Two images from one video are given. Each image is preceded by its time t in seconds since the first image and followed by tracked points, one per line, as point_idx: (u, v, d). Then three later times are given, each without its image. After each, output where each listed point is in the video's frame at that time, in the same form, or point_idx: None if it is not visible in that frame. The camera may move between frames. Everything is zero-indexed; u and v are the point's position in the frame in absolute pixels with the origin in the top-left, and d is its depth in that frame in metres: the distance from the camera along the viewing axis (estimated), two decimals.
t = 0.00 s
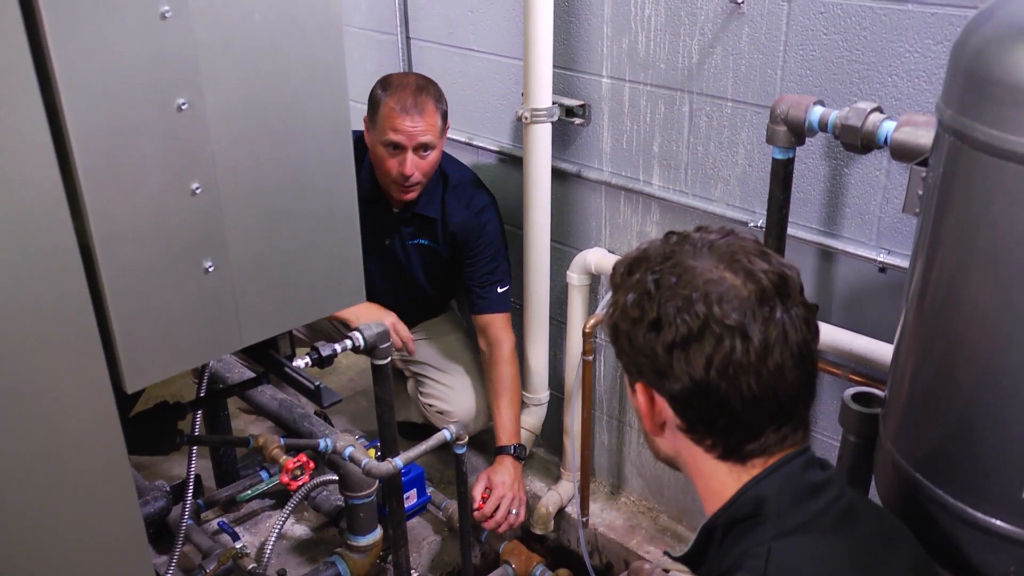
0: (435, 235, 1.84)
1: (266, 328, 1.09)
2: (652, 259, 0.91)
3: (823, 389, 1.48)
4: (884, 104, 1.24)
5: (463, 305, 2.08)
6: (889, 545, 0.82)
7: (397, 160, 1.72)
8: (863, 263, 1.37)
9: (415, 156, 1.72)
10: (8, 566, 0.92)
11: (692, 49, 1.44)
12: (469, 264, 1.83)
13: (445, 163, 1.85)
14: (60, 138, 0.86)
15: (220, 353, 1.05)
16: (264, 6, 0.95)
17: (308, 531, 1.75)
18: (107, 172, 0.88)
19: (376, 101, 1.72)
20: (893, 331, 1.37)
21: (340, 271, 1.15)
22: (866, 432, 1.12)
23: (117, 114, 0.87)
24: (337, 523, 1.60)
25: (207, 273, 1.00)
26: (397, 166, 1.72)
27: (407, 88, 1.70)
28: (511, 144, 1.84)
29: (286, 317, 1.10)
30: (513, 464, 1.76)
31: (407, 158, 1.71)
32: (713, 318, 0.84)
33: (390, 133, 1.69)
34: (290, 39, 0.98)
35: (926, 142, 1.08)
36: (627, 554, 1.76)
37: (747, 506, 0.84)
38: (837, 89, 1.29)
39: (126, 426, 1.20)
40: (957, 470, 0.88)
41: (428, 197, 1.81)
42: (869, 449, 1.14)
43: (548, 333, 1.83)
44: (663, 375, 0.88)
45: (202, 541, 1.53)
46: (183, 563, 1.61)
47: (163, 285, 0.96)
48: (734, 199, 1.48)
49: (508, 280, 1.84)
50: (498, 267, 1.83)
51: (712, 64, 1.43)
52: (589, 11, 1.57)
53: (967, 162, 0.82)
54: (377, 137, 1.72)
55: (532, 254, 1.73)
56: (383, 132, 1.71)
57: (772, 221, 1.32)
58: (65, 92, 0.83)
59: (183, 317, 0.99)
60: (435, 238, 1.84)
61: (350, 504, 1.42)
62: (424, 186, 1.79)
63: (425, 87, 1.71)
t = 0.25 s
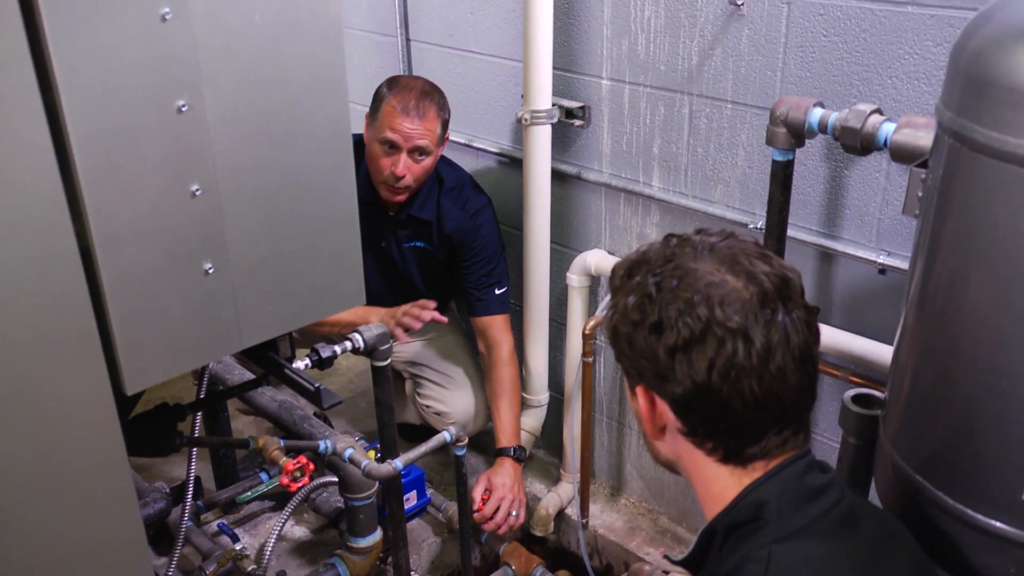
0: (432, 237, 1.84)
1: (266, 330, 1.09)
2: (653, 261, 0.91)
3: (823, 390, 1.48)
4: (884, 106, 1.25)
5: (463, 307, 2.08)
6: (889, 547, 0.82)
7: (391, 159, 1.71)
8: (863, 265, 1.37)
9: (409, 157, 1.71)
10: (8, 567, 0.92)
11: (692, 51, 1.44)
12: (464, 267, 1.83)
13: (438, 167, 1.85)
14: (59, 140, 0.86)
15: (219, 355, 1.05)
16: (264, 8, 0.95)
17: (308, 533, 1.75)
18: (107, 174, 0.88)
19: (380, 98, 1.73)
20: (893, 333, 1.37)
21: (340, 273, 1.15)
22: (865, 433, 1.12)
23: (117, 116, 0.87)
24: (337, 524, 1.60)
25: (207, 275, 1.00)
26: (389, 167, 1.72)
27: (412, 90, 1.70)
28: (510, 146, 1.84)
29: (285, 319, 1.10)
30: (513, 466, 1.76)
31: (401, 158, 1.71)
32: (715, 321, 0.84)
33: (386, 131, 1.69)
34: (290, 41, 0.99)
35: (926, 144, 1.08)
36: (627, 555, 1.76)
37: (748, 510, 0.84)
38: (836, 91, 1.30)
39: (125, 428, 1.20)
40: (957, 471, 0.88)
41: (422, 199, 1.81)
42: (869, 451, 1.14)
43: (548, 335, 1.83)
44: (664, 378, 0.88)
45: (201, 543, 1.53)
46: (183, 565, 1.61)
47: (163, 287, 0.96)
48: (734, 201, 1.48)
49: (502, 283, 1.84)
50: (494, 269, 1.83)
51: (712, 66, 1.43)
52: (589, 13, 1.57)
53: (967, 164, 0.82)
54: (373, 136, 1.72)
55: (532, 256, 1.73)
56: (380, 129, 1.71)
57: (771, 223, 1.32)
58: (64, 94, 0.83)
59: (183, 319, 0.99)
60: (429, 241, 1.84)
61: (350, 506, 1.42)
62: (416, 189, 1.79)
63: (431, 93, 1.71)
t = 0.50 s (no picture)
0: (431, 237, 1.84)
1: (266, 331, 1.09)
2: (649, 263, 0.91)
3: (823, 391, 1.48)
4: (884, 107, 1.25)
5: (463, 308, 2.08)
6: (889, 548, 0.83)
7: (399, 160, 1.71)
8: (863, 266, 1.37)
9: (416, 157, 1.71)
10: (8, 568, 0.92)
11: (692, 51, 1.44)
12: (466, 266, 1.83)
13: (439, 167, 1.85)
14: (59, 141, 0.86)
15: (219, 355, 1.05)
16: (264, 9, 0.95)
17: (308, 533, 1.75)
18: (108, 175, 0.88)
19: (381, 100, 1.73)
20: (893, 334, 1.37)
21: (340, 274, 1.15)
22: (865, 434, 1.12)
23: (117, 117, 0.87)
24: (337, 525, 1.60)
25: (207, 276, 1.00)
26: (397, 166, 1.72)
27: (413, 90, 1.70)
28: (510, 146, 1.84)
29: (286, 319, 1.10)
30: (513, 467, 1.76)
31: (408, 159, 1.71)
32: (712, 321, 0.84)
33: (392, 132, 1.69)
34: (290, 42, 0.99)
35: (926, 145, 1.08)
36: (627, 556, 1.76)
37: (747, 511, 0.84)
38: (836, 91, 1.30)
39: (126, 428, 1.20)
40: (957, 471, 0.88)
41: (423, 200, 1.81)
42: (869, 452, 1.14)
43: (548, 335, 1.83)
44: (662, 379, 0.88)
45: (201, 544, 1.53)
46: (182, 566, 1.61)
47: (163, 288, 0.96)
48: (734, 201, 1.48)
49: (503, 283, 1.84)
50: (494, 269, 1.83)
51: (712, 66, 1.43)
52: (589, 14, 1.57)
53: (967, 165, 0.82)
54: (379, 136, 1.72)
55: (532, 257, 1.73)
56: (385, 131, 1.70)
57: (772, 223, 1.32)
58: (65, 95, 0.83)
59: (183, 320, 0.99)
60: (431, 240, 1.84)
61: (350, 506, 1.42)
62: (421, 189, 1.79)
63: (432, 92, 1.71)
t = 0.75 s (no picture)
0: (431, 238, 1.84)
1: (266, 332, 1.09)
2: (646, 264, 0.91)
3: (824, 391, 1.48)
4: (883, 107, 1.25)
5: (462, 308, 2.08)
6: (888, 548, 0.83)
7: (402, 161, 1.71)
8: (863, 266, 1.37)
9: (419, 158, 1.71)
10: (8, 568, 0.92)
11: (692, 52, 1.44)
12: (466, 266, 1.83)
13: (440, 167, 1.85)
14: (60, 141, 0.86)
15: (220, 355, 1.04)
16: (264, 9, 0.95)
17: (308, 534, 1.75)
18: (108, 175, 0.88)
19: (383, 101, 1.73)
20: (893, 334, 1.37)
21: (340, 274, 1.15)
22: (866, 434, 1.12)
23: (117, 117, 0.87)
24: (337, 525, 1.60)
25: (207, 276, 1.00)
26: (400, 167, 1.72)
27: (415, 90, 1.70)
28: (510, 147, 1.84)
29: (286, 320, 1.10)
30: (513, 467, 1.76)
31: (412, 159, 1.71)
32: (709, 322, 0.84)
33: (395, 133, 1.69)
34: (290, 43, 0.99)
35: (926, 145, 1.08)
36: (627, 556, 1.76)
37: (745, 512, 0.84)
38: (836, 92, 1.30)
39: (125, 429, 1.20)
40: (957, 472, 0.88)
41: (424, 201, 1.81)
42: (869, 452, 1.14)
43: (548, 336, 1.83)
44: (660, 380, 0.88)
45: (201, 545, 1.53)
46: (182, 566, 1.61)
47: (163, 288, 0.96)
48: (734, 202, 1.48)
49: (503, 284, 1.84)
50: (494, 270, 1.83)
51: (712, 67, 1.43)
52: (589, 14, 1.57)
53: (967, 165, 0.82)
54: (382, 137, 1.72)
55: (532, 257, 1.73)
56: (388, 132, 1.70)
57: (772, 224, 1.32)
58: (65, 96, 0.83)
59: (183, 320, 0.99)
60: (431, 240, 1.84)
61: (350, 507, 1.42)
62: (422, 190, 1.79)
63: (433, 92, 1.72)
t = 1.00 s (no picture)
0: (430, 238, 1.84)
1: (266, 332, 1.09)
2: (645, 264, 0.91)
3: (823, 391, 1.48)
4: (883, 107, 1.25)
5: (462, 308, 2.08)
6: (887, 547, 0.83)
7: (402, 161, 1.71)
8: (863, 266, 1.37)
9: (419, 157, 1.71)
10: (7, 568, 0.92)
11: (692, 52, 1.44)
12: (466, 266, 1.83)
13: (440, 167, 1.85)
14: (60, 142, 0.86)
15: (219, 355, 1.04)
16: (264, 9, 0.95)
17: (307, 534, 1.75)
18: (108, 176, 0.88)
19: (382, 102, 1.72)
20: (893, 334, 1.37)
21: (340, 274, 1.15)
22: (865, 434, 1.13)
23: (117, 118, 0.87)
24: (337, 525, 1.60)
25: (207, 276, 1.00)
26: (400, 167, 1.72)
27: (413, 89, 1.70)
28: (510, 147, 1.84)
29: (286, 320, 1.10)
30: (513, 468, 1.76)
31: (412, 159, 1.71)
32: (708, 322, 0.84)
33: (394, 133, 1.69)
34: (290, 43, 0.99)
35: (926, 145, 1.08)
36: (627, 556, 1.76)
37: (744, 511, 0.84)
38: (836, 92, 1.30)
39: (125, 429, 1.20)
40: (956, 472, 0.88)
41: (423, 201, 1.81)
42: (869, 452, 1.14)
43: (548, 336, 1.83)
44: (659, 380, 0.88)
45: (201, 545, 1.53)
46: (182, 566, 1.61)
47: (163, 288, 0.96)
48: (734, 202, 1.48)
49: (503, 284, 1.84)
50: (494, 270, 1.83)
51: (712, 67, 1.43)
52: (589, 14, 1.57)
53: (967, 165, 0.82)
54: (382, 137, 1.72)
55: (532, 257, 1.73)
56: (388, 132, 1.70)
57: (771, 224, 1.32)
58: (64, 96, 0.83)
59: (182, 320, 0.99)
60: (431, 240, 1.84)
61: (350, 507, 1.42)
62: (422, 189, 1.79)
63: (432, 91, 1.71)
